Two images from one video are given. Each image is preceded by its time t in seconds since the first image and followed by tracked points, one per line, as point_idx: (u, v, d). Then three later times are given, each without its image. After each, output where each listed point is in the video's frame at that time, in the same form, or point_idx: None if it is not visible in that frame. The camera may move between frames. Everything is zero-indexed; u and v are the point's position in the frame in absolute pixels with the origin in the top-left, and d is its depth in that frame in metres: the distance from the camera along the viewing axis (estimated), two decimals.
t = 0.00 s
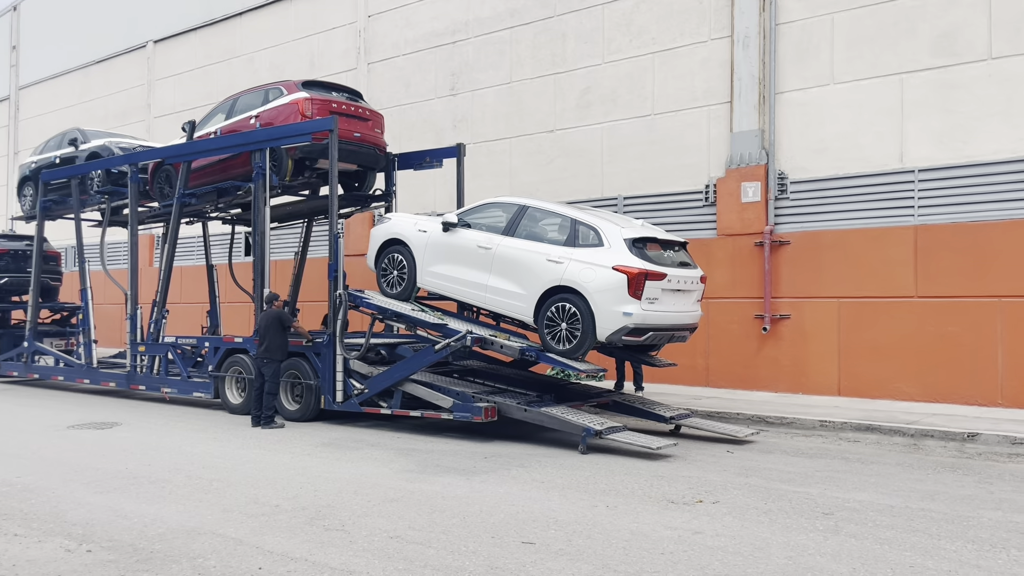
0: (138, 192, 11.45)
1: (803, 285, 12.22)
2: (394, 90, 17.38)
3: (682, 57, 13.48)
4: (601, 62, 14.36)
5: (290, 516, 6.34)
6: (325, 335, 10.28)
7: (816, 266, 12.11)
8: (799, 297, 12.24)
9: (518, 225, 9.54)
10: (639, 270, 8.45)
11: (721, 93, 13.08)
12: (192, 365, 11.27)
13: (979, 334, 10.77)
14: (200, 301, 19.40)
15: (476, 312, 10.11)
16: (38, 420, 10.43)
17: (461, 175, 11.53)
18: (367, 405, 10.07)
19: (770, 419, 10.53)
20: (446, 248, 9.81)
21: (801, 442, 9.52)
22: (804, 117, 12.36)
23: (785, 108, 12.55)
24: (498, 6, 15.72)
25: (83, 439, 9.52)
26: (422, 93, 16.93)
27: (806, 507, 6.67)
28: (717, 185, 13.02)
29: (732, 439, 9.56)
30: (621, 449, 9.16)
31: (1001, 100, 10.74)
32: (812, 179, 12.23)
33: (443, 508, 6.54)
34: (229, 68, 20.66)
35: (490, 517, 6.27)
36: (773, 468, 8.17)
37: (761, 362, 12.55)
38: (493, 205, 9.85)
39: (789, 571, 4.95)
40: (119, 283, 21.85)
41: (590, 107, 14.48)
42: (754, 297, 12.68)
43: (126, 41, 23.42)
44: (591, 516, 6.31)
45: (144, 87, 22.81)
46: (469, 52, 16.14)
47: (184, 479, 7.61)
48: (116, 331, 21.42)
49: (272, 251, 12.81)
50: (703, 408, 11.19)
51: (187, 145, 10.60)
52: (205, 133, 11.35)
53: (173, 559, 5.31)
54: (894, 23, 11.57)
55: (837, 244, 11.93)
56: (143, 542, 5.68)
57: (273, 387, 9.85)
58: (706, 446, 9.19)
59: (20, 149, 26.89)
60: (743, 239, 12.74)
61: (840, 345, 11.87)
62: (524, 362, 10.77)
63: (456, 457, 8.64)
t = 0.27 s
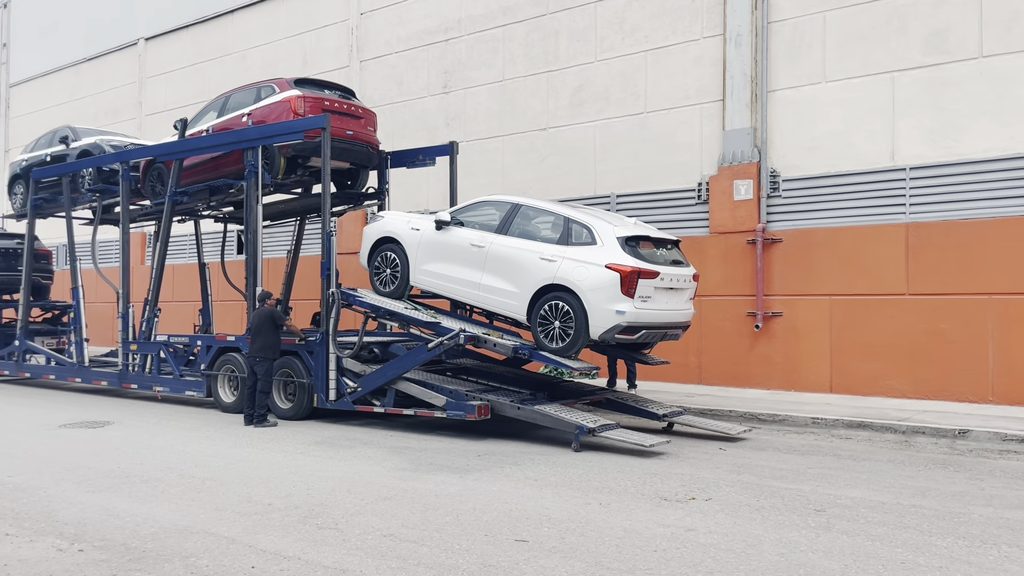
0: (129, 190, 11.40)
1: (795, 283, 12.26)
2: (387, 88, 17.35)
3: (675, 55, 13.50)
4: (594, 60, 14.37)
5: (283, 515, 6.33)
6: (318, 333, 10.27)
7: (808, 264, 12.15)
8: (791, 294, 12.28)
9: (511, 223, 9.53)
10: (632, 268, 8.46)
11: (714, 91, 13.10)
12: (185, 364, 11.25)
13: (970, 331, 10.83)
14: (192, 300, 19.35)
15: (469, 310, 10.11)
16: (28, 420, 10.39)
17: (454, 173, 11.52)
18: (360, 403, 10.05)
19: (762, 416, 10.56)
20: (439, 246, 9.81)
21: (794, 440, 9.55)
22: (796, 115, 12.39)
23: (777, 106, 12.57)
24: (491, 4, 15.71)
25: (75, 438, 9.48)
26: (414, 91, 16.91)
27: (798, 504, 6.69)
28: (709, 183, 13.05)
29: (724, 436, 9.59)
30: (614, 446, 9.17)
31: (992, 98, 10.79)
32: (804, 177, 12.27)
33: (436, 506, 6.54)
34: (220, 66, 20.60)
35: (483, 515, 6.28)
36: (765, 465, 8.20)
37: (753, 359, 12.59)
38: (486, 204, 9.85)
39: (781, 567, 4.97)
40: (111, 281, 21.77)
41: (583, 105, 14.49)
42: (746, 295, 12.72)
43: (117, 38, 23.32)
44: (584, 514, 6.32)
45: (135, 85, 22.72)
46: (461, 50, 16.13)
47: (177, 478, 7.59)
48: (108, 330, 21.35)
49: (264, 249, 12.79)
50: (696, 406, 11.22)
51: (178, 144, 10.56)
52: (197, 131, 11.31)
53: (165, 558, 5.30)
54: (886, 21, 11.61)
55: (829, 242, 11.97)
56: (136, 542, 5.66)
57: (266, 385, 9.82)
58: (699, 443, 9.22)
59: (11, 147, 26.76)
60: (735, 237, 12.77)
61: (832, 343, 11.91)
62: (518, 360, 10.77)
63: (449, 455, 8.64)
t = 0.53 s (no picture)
0: (123, 189, 11.38)
1: (790, 281, 12.28)
2: (381, 86, 17.33)
3: (670, 53, 13.51)
4: (589, 59, 14.37)
5: (278, 513, 6.32)
6: (313, 332, 10.25)
7: (802, 262, 12.17)
8: (786, 293, 12.30)
9: (507, 221, 9.53)
10: (627, 266, 8.47)
11: (708, 89, 13.11)
12: (179, 363, 11.24)
13: (964, 329, 10.86)
14: (187, 299, 19.31)
15: (464, 309, 10.11)
16: (22, 419, 10.35)
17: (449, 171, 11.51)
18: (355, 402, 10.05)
19: (757, 414, 10.58)
20: (434, 245, 9.80)
21: (788, 437, 9.58)
22: (790, 113, 12.41)
23: (771, 105, 12.60)
24: (485, 2, 15.71)
25: (69, 437, 9.45)
26: (409, 89, 16.89)
27: (793, 501, 6.71)
28: (704, 181, 13.07)
29: (719, 434, 9.61)
30: (609, 445, 9.18)
31: (986, 97, 10.82)
32: (798, 175, 12.29)
33: (432, 504, 6.54)
34: (214, 64, 20.55)
35: (479, 513, 6.28)
36: (760, 463, 8.22)
37: (748, 357, 12.62)
38: (481, 202, 9.85)
39: (776, 564, 4.99)
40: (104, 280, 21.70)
41: (578, 103, 14.49)
42: (741, 293, 12.74)
43: (111, 37, 23.24)
44: (580, 512, 6.33)
45: (129, 83, 22.66)
46: (456, 48, 16.12)
47: (172, 477, 7.58)
48: (102, 329, 21.30)
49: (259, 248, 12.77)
50: (691, 404, 11.24)
51: (172, 142, 10.53)
52: (191, 129, 11.29)
53: (161, 557, 5.29)
54: (879, 20, 11.64)
55: (824, 241, 12.00)
56: (131, 541, 5.65)
57: (261, 384, 9.81)
58: (694, 441, 9.24)
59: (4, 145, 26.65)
60: (730, 235, 12.79)
61: (827, 341, 11.94)
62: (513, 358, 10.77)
63: (445, 454, 8.64)
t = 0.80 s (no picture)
0: (119, 188, 11.36)
1: (786, 279, 12.30)
2: (378, 84, 17.32)
3: (666, 52, 13.51)
4: (586, 57, 14.37)
5: (275, 512, 6.32)
6: (310, 331, 10.24)
7: (799, 261, 12.19)
8: (782, 291, 12.32)
9: (503, 220, 9.53)
10: (623, 265, 8.47)
11: (705, 88, 13.12)
12: (176, 362, 11.25)
13: (960, 327, 10.89)
14: (183, 298, 19.28)
15: (461, 308, 10.11)
16: (18, 418, 10.33)
17: (446, 169, 11.50)
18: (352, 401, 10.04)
19: (754, 412, 10.60)
20: (430, 243, 9.80)
21: (785, 436, 9.59)
22: (787, 112, 12.43)
23: (768, 103, 12.61)
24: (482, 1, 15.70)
25: (65, 437, 9.44)
26: (406, 88, 16.88)
27: (790, 499, 6.72)
28: (701, 179, 13.08)
29: (716, 433, 9.62)
30: (606, 443, 9.19)
31: (982, 95, 10.84)
32: (795, 174, 12.31)
33: (429, 503, 6.54)
34: (210, 63, 20.51)
35: (476, 512, 6.28)
36: (757, 461, 8.23)
37: (745, 356, 12.64)
38: (478, 201, 9.85)
39: (773, 562, 5.00)
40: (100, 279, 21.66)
41: (574, 101, 14.49)
42: (737, 292, 12.75)
43: (107, 35, 23.19)
44: (577, 510, 6.34)
45: (125, 82, 22.60)
46: (453, 47, 16.11)
47: (168, 476, 7.57)
48: (98, 328, 21.27)
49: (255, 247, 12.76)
50: (688, 402, 11.25)
51: (168, 141, 10.51)
52: (187, 128, 11.28)
53: (157, 557, 5.28)
54: (876, 19, 11.65)
55: (820, 239, 12.01)
56: (127, 540, 5.64)
57: (258, 383, 9.80)
58: (691, 440, 9.25)
59: None
60: (727, 234, 12.80)
61: (823, 339, 11.96)
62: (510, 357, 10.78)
63: (442, 452, 8.64)
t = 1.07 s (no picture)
0: (116, 187, 11.35)
1: (784, 278, 12.31)
2: (375, 83, 17.31)
3: (664, 51, 13.51)
4: (584, 56, 14.37)
5: (272, 512, 6.32)
6: (308, 330, 10.23)
7: (797, 259, 12.20)
8: (780, 290, 12.33)
9: (501, 219, 9.53)
10: (621, 264, 8.47)
11: (702, 87, 13.12)
12: (173, 361, 11.25)
13: (957, 326, 10.90)
14: (180, 297, 19.27)
15: (459, 307, 10.11)
16: (15, 418, 10.32)
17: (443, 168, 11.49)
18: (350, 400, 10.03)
19: (751, 411, 10.61)
20: (428, 242, 9.79)
21: (783, 434, 9.59)
22: (784, 111, 12.43)
23: (766, 102, 12.62)
24: None
25: (63, 436, 9.43)
26: (403, 87, 16.87)
27: (787, 498, 6.73)
28: (698, 178, 13.08)
29: (714, 431, 9.63)
30: (603, 442, 9.20)
31: (979, 94, 10.85)
32: (792, 172, 12.32)
33: (427, 502, 6.54)
34: (208, 62, 20.49)
35: (474, 511, 6.28)
36: (755, 460, 8.24)
37: (742, 354, 12.65)
38: (476, 199, 9.84)
39: (771, 561, 5.01)
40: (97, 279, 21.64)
41: (572, 100, 14.49)
42: (735, 290, 12.76)
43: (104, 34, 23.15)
44: (574, 509, 6.34)
45: (122, 80, 22.57)
46: (450, 46, 16.10)
47: (166, 475, 7.56)
48: (95, 328, 21.26)
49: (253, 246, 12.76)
50: (686, 401, 11.26)
51: (166, 140, 10.49)
52: (184, 127, 11.26)
53: (155, 556, 5.28)
54: (873, 17, 11.66)
55: (818, 238, 12.02)
56: (125, 540, 5.63)
57: (255, 382, 9.80)
58: (688, 438, 9.26)
59: None
60: (724, 232, 12.81)
61: (821, 338, 11.97)
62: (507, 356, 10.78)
63: (440, 451, 8.65)
